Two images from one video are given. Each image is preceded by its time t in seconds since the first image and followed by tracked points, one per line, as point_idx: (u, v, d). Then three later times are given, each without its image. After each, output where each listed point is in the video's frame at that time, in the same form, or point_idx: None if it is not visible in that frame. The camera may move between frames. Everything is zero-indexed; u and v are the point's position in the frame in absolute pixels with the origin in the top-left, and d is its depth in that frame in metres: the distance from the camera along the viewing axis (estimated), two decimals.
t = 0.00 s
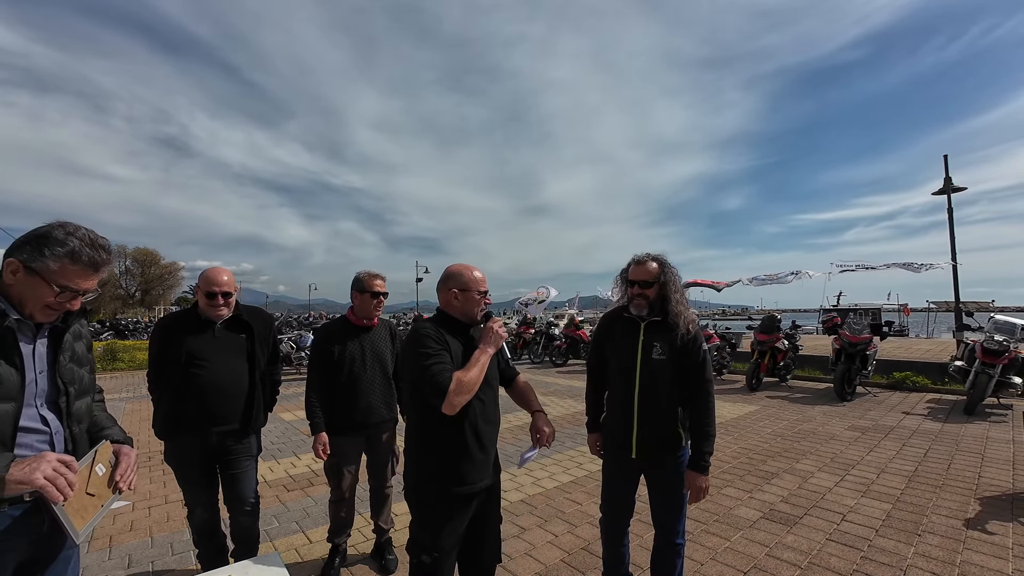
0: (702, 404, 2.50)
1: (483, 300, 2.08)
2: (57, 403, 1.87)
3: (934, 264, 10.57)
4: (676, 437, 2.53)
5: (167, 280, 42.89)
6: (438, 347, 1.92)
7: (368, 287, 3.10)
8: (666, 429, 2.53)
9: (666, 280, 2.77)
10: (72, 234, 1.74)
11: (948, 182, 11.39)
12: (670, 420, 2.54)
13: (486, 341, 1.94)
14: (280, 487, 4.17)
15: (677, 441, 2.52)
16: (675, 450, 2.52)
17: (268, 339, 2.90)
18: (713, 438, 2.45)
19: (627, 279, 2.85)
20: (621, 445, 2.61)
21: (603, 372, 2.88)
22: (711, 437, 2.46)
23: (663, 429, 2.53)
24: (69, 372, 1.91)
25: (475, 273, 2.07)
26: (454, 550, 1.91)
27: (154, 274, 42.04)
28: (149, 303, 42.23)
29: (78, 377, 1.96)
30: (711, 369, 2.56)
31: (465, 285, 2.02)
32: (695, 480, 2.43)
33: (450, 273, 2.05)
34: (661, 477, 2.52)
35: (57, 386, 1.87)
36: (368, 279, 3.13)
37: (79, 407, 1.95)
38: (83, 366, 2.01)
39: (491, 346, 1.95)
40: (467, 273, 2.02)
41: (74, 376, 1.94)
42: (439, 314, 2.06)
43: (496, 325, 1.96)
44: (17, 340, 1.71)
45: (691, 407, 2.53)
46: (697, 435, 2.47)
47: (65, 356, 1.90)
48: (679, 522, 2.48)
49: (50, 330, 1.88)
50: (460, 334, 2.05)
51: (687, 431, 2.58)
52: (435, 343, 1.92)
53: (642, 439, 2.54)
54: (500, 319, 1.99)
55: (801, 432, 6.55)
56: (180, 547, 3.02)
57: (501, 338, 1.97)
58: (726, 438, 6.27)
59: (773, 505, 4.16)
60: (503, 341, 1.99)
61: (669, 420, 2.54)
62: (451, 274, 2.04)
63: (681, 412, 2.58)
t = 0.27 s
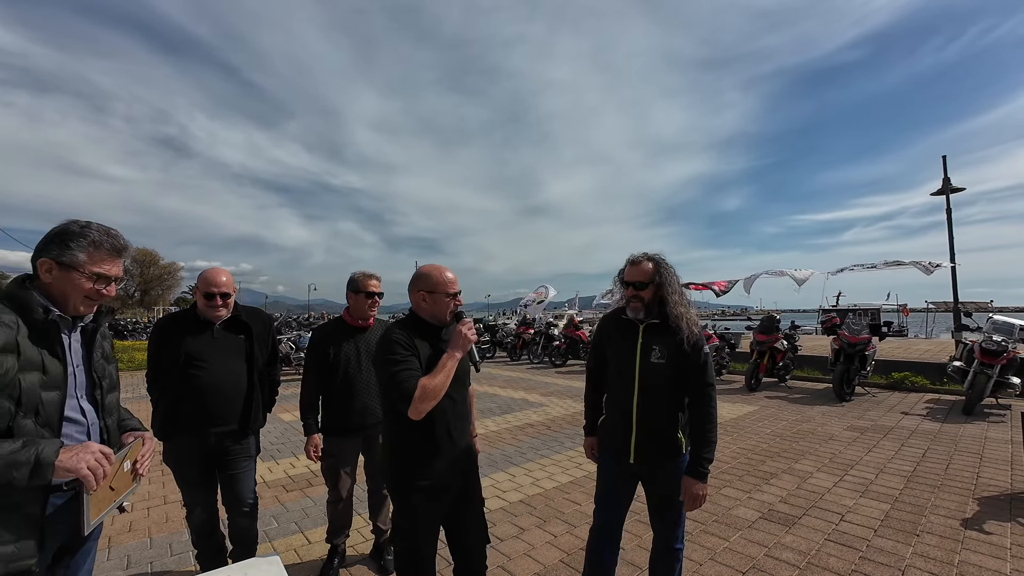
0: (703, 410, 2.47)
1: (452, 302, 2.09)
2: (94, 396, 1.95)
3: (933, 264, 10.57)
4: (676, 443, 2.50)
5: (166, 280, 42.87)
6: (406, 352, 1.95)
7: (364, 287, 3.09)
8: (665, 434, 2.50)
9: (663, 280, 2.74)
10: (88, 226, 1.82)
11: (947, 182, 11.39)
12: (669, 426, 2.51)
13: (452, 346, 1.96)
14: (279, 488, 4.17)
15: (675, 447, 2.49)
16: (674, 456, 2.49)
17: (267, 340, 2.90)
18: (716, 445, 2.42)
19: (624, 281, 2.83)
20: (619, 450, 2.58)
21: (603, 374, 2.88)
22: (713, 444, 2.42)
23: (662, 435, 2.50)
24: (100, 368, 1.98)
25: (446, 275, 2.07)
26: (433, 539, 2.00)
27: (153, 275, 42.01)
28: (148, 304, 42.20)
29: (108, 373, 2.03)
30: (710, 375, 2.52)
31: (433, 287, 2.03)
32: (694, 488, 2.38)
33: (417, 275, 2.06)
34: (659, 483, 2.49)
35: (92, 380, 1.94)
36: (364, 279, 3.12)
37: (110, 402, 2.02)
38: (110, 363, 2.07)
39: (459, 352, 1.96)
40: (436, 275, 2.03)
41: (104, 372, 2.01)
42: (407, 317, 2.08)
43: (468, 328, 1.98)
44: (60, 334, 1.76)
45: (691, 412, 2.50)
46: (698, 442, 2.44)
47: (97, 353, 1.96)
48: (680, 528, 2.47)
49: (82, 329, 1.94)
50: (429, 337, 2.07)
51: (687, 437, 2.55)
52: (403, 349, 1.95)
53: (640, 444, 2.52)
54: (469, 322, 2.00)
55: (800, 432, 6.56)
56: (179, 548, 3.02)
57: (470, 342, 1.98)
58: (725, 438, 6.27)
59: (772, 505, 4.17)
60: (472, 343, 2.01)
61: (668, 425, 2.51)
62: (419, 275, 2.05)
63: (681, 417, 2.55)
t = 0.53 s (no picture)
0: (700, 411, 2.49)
1: (437, 304, 2.45)
2: (129, 390, 2.00)
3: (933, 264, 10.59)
4: (674, 446, 2.47)
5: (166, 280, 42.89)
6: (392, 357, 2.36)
7: (365, 287, 3.09)
8: (663, 438, 2.46)
9: (649, 279, 2.71)
10: (112, 227, 1.83)
11: (947, 182, 11.40)
12: (667, 429, 2.47)
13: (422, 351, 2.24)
14: (281, 488, 4.17)
15: (673, 450, 2.46)
16: (672, 460, 2.45)
17: (269, 340, 2.91)
18: (716, 443, 2.46)
19: (610, 281, 2.78)
20: (614, 459, 2.50)
21: (591, 382, 2.78)
22: (714, 442, 2.46)
23: (660, 439, 2.46)
24: (134, 363, 2.03)
25: (433, 279, 2.43)
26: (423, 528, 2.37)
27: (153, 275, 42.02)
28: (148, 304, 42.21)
29: (140, 368, 2.08)
30: (704, 377, 2.53)
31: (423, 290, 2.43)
32: (704, 488, 2.40)
33: (412, 278, 2.46)
34: (658, 490, 2.43)
35: (127, 375, 1.99)
36: (365, 280, 3.11)
37: (142, 396, 2.07)
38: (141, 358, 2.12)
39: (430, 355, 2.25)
40: (428, 279, 2.42)
41: (137, 367, 2.06)
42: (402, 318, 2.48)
43: (440, 334, 2.23)
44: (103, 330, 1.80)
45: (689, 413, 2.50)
46: (700, 441, 2.46)
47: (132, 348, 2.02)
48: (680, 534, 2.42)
49: (115, 328, 1.96)
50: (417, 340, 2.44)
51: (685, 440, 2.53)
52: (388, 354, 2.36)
53: (636, 452, 2.46)
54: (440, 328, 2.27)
55: (800, 432, 6.56)
56: (182, 547, 3.03)
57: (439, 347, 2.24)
58: (726, 438, 6.28)
59: (773, 505, 4.18)
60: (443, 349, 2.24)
61: (666, 429, 2.47)
62: (410, 280, 2.45)
63: (677, 420, 2.52)
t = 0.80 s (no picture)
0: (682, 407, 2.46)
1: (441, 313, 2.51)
2: (161, 386, 2.00)
3: (936, 264, 10.56)
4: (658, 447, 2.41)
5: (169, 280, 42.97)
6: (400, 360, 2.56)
7: (368, 287, 3.09)
8: (646, 438, 2.40)
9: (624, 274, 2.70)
10: (138, 227, 1.82)
11: (950, 181, 11.36)
12: (650, 430, 2.41)
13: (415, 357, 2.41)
14: (286, 487, 4.17)
15: (657, 452, 2.39)
16: (656, 462, 2.38)
17: (275, 340, 2.91)
18: (701, 440, 2.43)
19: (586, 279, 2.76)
20: (596, 463, 2.43)
21: (570, 382, 2.72)
22: (699, 439, 2.43)
23: (642, 440, 2.39)
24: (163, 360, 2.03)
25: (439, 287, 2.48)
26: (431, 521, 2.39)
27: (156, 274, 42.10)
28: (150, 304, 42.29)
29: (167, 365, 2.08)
30: (685, 375, 2.52)
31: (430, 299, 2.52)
32: (694, 484, 2.41)
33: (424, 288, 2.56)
34: (644, 493, 2.36)
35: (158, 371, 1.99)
36: (368, 279, 3.11)
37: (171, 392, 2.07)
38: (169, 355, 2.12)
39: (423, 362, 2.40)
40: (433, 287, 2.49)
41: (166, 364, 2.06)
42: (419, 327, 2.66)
43: (430, 342, 2.36)
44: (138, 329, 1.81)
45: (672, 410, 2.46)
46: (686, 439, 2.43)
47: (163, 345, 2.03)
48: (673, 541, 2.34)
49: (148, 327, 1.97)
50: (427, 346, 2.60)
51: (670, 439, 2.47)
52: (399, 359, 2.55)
53: (619, 455, 2.40)
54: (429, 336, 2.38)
55: (804, 432, 6.54)
56: (188, 546, 3.03)
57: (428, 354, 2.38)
58: (730, 438, 6.26)
59: (778, 505, 4.17)
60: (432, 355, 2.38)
61: (648, 429, 2.41)
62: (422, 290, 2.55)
63: (660, 418, 2.47)
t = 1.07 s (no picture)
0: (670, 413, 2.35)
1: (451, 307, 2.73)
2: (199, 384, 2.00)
3: (946, 262, 10.45)
4: (644, 451, 2.35)
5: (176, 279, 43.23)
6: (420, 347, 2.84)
7: (375, 286, 3.09)
8: (633, 442, 2.35)
9: (611, 273, 2.62)
10: (188, 229, 1.84)
11: (961, 179, 11.24)
12: (638, 433, 2.36)
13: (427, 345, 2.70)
14: (294, 485, 4.18)
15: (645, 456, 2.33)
16: (643, 466, 2.32)
17: (286, 338, 2.91)
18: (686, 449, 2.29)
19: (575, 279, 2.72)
20: (584, 464, 2.43)
21: (563, 382, 2.72)
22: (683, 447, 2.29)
23: (627, 442, 2.35)
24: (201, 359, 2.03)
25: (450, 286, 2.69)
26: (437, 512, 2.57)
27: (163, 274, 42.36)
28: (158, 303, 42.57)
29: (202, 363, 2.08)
30: (675, 374, 2.38)
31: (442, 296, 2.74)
32: (670, 497, 2.26)
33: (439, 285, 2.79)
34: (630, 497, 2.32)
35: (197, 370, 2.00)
36: (375, 278, 3.10)
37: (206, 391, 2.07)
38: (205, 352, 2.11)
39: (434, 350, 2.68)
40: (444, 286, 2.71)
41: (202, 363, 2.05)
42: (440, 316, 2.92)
43: (438, 335, 2.62)
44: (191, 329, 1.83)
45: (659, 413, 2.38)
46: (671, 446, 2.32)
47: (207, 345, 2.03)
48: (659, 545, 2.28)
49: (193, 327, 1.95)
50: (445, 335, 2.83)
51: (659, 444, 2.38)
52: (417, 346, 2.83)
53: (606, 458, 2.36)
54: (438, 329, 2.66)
55: (813, 432, 6.49)
56: (199, 543, 3.04)
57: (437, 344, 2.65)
58: (738, 438, 6.22)
59: (788, 505, 4.13)
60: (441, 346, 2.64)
61: (634, 432, 2.36)
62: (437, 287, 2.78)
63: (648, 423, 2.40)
